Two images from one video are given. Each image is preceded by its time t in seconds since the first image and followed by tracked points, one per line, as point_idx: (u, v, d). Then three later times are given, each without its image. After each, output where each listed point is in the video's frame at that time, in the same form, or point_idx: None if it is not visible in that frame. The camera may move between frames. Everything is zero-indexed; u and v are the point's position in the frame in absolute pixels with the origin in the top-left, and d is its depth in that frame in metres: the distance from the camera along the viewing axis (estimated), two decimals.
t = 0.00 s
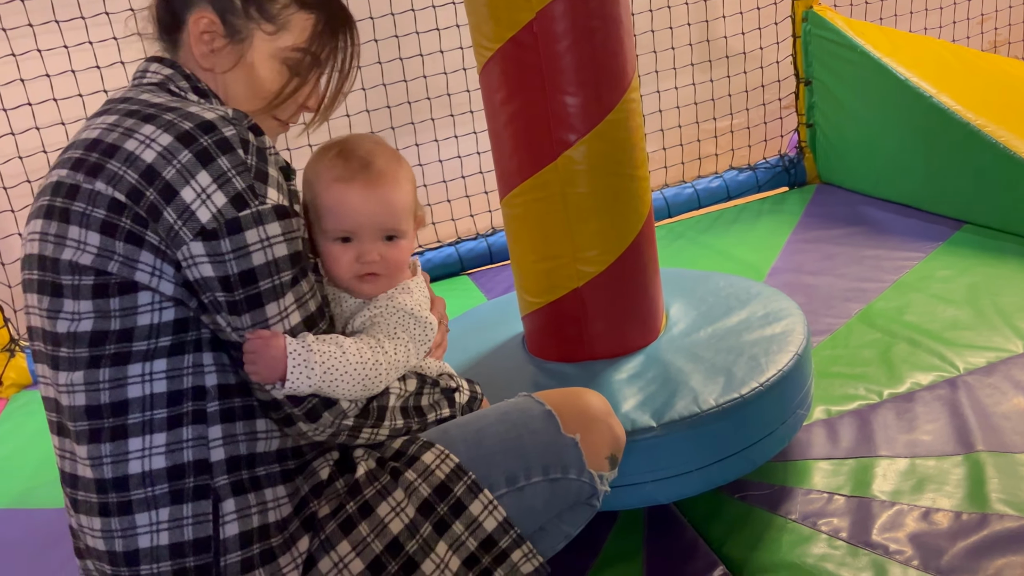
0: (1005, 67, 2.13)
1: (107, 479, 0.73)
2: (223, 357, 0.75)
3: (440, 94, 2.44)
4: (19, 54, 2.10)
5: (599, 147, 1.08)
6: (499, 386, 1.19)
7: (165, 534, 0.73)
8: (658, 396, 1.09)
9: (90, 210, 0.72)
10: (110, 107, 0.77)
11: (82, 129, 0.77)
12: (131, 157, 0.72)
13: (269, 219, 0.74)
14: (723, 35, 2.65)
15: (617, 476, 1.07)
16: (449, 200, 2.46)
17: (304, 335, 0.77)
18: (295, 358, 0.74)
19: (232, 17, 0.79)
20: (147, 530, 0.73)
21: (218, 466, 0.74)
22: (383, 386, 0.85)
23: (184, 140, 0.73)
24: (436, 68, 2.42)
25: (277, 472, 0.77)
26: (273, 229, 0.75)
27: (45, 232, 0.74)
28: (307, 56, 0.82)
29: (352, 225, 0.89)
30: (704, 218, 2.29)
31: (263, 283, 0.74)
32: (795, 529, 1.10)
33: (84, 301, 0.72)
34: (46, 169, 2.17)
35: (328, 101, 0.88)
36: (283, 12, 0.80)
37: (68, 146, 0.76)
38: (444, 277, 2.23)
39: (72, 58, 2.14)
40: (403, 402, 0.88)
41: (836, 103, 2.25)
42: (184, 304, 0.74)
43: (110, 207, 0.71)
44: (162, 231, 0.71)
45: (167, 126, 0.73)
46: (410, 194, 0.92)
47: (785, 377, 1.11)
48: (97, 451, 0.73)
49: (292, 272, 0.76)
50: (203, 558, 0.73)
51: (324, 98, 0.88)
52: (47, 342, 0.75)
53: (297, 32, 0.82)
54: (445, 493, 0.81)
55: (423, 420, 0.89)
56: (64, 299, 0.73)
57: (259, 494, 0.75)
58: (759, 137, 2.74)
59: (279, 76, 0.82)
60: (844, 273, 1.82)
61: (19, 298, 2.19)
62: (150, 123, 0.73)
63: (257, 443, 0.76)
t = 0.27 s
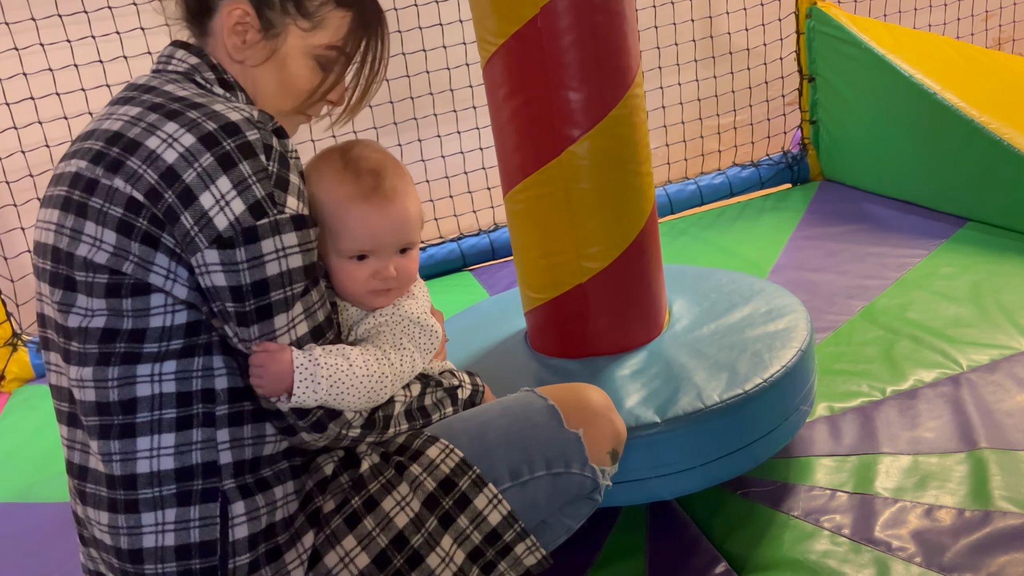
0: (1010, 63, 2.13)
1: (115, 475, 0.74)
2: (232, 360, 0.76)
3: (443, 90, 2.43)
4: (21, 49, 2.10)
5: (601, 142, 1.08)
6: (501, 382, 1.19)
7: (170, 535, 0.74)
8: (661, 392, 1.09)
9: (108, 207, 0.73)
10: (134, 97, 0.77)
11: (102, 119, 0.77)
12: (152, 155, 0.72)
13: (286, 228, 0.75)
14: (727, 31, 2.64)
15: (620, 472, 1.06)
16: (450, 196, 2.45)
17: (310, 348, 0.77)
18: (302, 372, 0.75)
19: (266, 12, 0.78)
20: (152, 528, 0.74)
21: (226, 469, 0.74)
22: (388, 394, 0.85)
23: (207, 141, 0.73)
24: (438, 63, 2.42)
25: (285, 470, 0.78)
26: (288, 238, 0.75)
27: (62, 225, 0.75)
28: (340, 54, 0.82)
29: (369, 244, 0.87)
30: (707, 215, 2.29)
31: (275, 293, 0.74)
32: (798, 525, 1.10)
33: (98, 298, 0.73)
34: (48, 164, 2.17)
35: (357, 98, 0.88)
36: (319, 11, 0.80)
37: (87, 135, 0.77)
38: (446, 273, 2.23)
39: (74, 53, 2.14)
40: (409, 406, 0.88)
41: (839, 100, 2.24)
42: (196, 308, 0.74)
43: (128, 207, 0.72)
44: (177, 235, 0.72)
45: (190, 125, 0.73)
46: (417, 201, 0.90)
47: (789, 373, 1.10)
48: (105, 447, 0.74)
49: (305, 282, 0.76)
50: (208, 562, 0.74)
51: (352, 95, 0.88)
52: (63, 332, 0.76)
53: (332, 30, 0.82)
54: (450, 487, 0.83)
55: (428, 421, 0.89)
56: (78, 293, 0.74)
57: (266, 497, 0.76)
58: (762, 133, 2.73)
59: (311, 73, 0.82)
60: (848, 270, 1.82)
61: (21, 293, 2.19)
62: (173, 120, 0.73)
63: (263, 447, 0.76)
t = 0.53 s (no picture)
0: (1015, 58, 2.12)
1: (127, 475, 0.75)
2: (245, 360, 0.76)
3: (445, 82, 2.43)
4: (22, 39, 2.09)
5: (606, 134, 1.08)
6: (504, 374, 1.19)
7: (179, 530, 0.74)
8: (665, 384, 1.09)
9: (124, 209, 0.72)
10: (149, 90, 0.76)
11: (114, 113, 0.76)
12: (170, 157, 0.72)
13: (307, 234, 0.75)
14: (731, 24, 2.63)
15: (624, 464, 1.06)
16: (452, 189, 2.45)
17: (326, 351, 0.78)
18: (318, 377, 0.76)
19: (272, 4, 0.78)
20: (162, 524, 0.75)
21: (236, 464, 0.75)
22: (400, 394, 0.85)
23: (227, 144, 0.72)
24: (441, 55, 2.41)
25: (294, 462, 0.79)
26: (308, 245, 0.75)
27: (75, 224, 0.74)
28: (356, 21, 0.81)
29: (393, 255, 0.87)
30: (710, 209, 2.28)
31: (292, 300, 0.75)
32: (800, 518, 1.10)
33: (111, 301, 0.73)
34: (50, 155, 2.17)
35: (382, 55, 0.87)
36: None
37: (100, 131, 0.76)
38: (448, 266, 2.23)
39: (76, 44, 2.13)
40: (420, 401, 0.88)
41: (844, 94, 2.23)
42: (212, 314, 0.75)
43: (144, 212, 0.72)
44: (196, 241, 0.72)
45: (209, 125, 0.72)
46: (437, 209, 0.91)
47: (792, 366, 1.10)
48: (118, 445, 0.75)
49: (323, 288, 0.77)
50: (215, 558, 0.74)
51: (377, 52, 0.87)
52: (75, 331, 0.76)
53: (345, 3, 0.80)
54: (450, 474, 0.83)
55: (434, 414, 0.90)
56: (91, 294, 0.74)
57: (275, 491, 0.77)
58: (765, 127, 2.73)
59: (330, 48, 0.82)
60: (851, 264, 1.81)
61: (23, 284, 2.19)
62: (192, 120, 0.73)
63: (275, 445, 0.77)
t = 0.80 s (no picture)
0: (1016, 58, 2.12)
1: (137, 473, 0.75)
2: (253, 358, 0.77)
3: (446, 81, 2.43)
4: (23, 37, 2.09)
5: (606, 133, 1.07)
6: (503, 373, 1.19)
7: (189, 524, 0.75)
8: (662, 384, 1.09)
9: (128, 212, 0.72)
10: (147, 89, 0.76)
11: (114, 113, 0.76)
12: (173, 158, 0.72)
13: (313, 232, 0.75)
14: (732, 24, 2.63)
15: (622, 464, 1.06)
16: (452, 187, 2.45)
17: (338, 346, 0.78)
18: (331, 371, 0.76)
19: None
20: (173, 519, 0.75)
21: (244, 460, 0.76)
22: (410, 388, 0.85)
23: (230, 143, 0.72)
24: (442, 54, 2.41)
25: (300, 456, 0.79)
26: (314, 242, 0.75)
27: (79, 227, 0.74)
28: None
29: (407, 257, 0.86)
30: (710, 209, 2.28)
31: (302, 297, 0.75)
32: (799, 519, 1.10)
33: (118, 304, 0.73)
34: (50, 152, 2.17)
35: None
36: None
37: (100, 131, 0.76)
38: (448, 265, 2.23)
39: (76, 41, 2.13)
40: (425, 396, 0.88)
41: (844, 94, 2.23)
42: (219, 313, 0.75)
43: (149, 213, 0.72)
44: (203, 241, 0.72)
45: (211, 124, 0.72)
46: (451, 211, 0.90)
47: (791, 368, 1.10)
48: (127, 445, 0.75)
49: (332, 285, 0.77)
50: (223, 551, 0.74)
51: None
52: (80, 333, 0.76)
53: None
54: (458, 470, 0.83)
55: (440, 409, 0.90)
56: (97, 296, 0.74)
57: (283, 487, 0.77)
58: (766, 127, 2.73)
59: None
60: (850, 264, 1.81)
61: (23, 281, 2.19)
62: (193, 119, 0.73)
63: (282, 440, 0.78)
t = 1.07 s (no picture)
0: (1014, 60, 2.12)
1: (140, 471, 0.75)
2: (258, 353, 0.76)
3: (444, 82, 2.43)
4: (22, 36, 2.09)
5: (605, 133, 1.08)
6: (501, 374, 1.19)
7: (193, 523, 0.75)
8: (658, 385, 1.09)
9: (131, 209, 0.72)
10: (146, 88, 0.76)
11: (113, 112, 0.76)
12: (174, 154, 0.72)
13: (315, 223, 0.75)
14: (731, 25, 2.63)
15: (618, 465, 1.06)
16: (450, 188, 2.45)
17: (343, 338, 0.78)
18: (338, 362, 0.76)
19: None
20: (176, 518, 0.75)
21: (247, 458, 0.75)
22: (411, 379, 0.85)
23: (231, 137, 0.72)
24: (440, 54, 2.41)
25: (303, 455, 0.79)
26: (316, 234, 0.75)
27: (81, 226, 0.74)
28: None
29: (403, 250, 0.86)
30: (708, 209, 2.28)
31: (306, 289, 0.75)
32: (796, 519, 1.10)
33: (121, 302, 0.73)
34: (48, 152, 2.17)
35: None
36: None
37: (100, 130, 0.76)
38: (446, 266, 2.23)
39: (75, 41, 2.13)
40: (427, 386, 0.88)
41: (842, 95, 2.23)
42: (223, 309, 0.75)
43: (152, 209, 0.72)
44: (207, 235, 0.72)
45: (211, 119, 0.72)
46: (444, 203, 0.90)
47: (787, 369, 1.10)
48: (131, 443, 0.75)
49: (334, 276, 0.78)
50: (228, 549, 0.74)
51: None
52: (82, 333, 0.76)
53: None
54: (464, 469, 0.83)
55: (444, 403, 0.90)
56: (99, 295, 0.74)
57: (287, 484, 0.77)
58: (764, 128, 2.73)
59: None
60: (848, 265, 1.82)
61: (21, 281, 2.19)
62: (193, 115, 0.73)
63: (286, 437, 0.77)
